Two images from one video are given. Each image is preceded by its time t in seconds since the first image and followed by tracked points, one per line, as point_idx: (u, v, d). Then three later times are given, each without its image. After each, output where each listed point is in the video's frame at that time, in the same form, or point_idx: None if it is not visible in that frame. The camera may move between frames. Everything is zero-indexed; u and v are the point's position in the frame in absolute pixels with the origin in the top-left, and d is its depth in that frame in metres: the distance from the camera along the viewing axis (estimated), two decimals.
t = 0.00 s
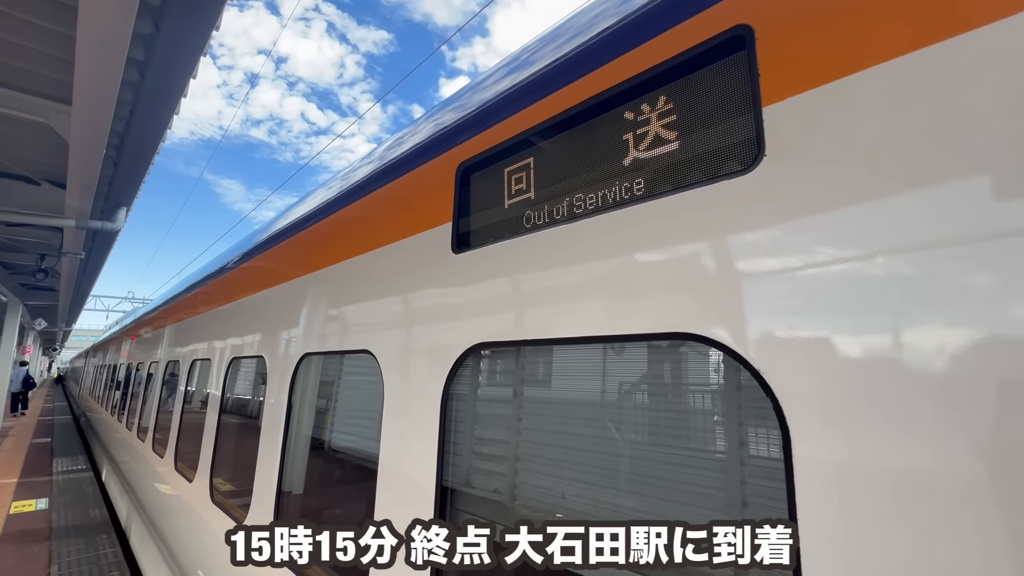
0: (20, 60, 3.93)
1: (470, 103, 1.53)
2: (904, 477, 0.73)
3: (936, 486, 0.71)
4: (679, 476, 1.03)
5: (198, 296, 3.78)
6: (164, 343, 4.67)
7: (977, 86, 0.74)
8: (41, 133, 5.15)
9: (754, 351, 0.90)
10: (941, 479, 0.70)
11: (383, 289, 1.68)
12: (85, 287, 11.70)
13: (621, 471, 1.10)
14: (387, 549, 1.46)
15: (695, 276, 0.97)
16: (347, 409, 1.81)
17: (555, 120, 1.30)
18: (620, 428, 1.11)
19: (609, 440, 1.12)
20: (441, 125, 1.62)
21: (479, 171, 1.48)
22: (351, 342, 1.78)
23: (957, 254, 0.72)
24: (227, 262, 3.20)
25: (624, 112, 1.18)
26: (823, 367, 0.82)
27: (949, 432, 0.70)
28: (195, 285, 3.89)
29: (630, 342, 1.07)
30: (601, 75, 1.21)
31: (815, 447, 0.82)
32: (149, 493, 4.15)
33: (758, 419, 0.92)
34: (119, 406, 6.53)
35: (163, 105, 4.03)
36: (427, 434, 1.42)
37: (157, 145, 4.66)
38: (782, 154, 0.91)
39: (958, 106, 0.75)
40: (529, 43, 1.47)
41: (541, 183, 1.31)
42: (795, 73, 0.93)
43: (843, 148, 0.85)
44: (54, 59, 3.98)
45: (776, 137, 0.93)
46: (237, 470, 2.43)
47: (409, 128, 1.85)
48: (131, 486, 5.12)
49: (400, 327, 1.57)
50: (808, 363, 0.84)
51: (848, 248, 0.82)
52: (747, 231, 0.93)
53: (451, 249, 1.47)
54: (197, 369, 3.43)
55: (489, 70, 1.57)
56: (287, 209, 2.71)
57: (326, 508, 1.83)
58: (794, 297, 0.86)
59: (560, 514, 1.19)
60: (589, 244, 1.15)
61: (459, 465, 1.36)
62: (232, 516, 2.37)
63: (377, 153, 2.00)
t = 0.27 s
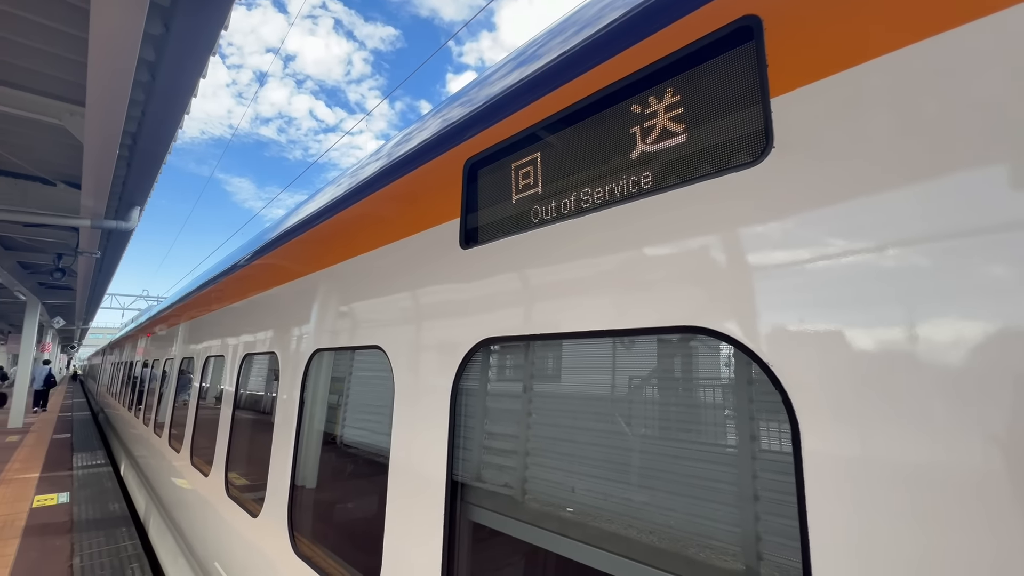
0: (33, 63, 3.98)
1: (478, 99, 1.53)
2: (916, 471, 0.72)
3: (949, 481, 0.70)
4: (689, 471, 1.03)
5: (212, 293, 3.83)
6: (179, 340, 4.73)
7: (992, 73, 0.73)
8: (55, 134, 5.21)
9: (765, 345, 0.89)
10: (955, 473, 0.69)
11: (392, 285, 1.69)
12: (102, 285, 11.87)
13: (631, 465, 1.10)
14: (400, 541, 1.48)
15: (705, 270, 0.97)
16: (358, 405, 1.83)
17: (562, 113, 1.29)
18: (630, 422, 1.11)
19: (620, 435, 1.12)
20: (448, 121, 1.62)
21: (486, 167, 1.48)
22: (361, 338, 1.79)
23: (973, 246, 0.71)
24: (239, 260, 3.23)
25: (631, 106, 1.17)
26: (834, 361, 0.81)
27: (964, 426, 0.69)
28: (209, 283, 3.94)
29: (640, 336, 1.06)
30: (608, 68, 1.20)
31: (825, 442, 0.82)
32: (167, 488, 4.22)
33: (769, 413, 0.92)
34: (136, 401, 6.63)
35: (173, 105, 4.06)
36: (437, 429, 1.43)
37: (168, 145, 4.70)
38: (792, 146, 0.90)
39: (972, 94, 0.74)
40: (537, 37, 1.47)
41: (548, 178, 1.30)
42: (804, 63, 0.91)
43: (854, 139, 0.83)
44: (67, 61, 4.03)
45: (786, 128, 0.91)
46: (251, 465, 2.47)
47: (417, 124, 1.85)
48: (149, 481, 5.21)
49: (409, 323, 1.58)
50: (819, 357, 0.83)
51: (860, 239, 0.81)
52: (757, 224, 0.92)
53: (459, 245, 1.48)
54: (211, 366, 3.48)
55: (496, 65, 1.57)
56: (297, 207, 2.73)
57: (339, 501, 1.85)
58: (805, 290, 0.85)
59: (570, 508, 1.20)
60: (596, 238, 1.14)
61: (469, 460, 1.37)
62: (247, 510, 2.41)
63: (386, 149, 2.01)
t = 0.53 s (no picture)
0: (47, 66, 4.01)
1: (486, 92, 1.53)
2: (933, 465, 0.71)
3: (966, 475, 0.69)
4: (700, 464, 1.02)
5: (225, 290, 3.87)
6: (194, 336, 4.80)
7: (1012, 58, 0.71)
8: (71, 136, 5.27)
9: (779, 339, 0.88)
10: (973, 467, 0.68)
11: (403, 280, 1.70)
12: (118, 283, 12.05)
13: (642, 459, 1.10)
14: (413, 533, 1.49)
15: (717, 262, 0.96)
16: (369, 399, 1.85)
17: (570, 106, 1.28)
18: (641, 416, 1.11)
19: (630, 429, 1.12)
20: (457, 116, 1.62)
21: (494, 161, 1.48)
22: (373, 333, 1.81)
23: (993, 236, 0.69)
24: (252, 257, 3.27)
25: (639, 98, 1.16)
26: (848, 354, 0.80)
27: (979, 419, 0.68)
28: (222, 279, 3.99)
29: (650, 329, 1.06)
30: (616, 60, 1.19)
31: (837, 436, 0.81)
32: (184, 481, 4.30)
33: (781, 407, 0.91)
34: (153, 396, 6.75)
35: (184, 106, 4.08)
36: (447, 423, 1.44)
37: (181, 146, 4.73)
38: (803, 136, 0.89)
39: (991, 79, 0.72)
40: (544, 29, 1.46)
41: (556, 171, 1.30)
42: (815, 52, 0.90)
43: (869, 128, 0.82)
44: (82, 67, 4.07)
45: (799, 117, 0.90)
46: (266, 458, 2.51)
47: (425, 118, 1.85)
48: (167, 474, 5.31)
49: (420, 318, 1.59)
50: (833, 350, 0.82)
51: (875, 230, 0.79)
52: (770, 215, 0.91)
53: (468, 239, 1.48)
54: (226, 361, 3.52)
55: (504, 58, 1.56)
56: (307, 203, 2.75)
57: (352, 495, 1.88)
58: (819, 282, 0.84)
59: (581, 502, 1.20)
60: (606, 231, 1.14)
61: (479, 453, 1.38)
62: (262, 502, 2.45)
63: (394, 145, 2.01)
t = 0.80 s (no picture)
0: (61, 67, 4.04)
1: (494, 85, 1.52)
2: (950, 458, 0.70)
3: (984, 469, 0.67)
4: (712, 457, 1.02)
5: (239, 286, 3.92)
6: (209, 331, 4.87)
7: None
8: (87, 135, 5.33)
9: (791, 331, 0.87)
10: (991, 461, 0.67)
11: (413, 275, 1.70)
12: (135, 279, 12.22)
13: (653, 452, 1.10)
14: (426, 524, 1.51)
15: (729, 254, 0.95)
16: (381, 393, 1.87)
17: (578, 99, 1.27)
18: (652, 409, 1.11)
19: (641, 422, 1.12)
20: (465, 109, 1.62)
21: (502, 155, 1.48)
22: (383, 327, 1.82)
23: (1012, 225, 0.67)
24: (264, 253, 3.30)
25: (646, 90, 1.15)
26: (860, 348, 0.79)
27: (994, 413, 0.67)
28: (236, 275, 4.04)
29: (661, 322, 1.06)
30: (623, 52, 1.18)
31: (849, 430, 0.80)
32: (202, 473, 4.38)
33: (794, 401, 0.90)
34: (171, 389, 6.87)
35: (196, 106, 4.10)
36: (457, 415, 1.45)
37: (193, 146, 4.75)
38: (816, 126, 0.87)
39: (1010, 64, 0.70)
40: (553, 20, 1.45)
41: (564, 164, 1.29)
42: (824, 41, 0.88)
43: (883, 117, 0.80)
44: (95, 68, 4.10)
45: (812, 106, 0.88)
46: (281, 451, 2.55)
47: (434, 113, 1.85)
48: (185, 466, 5.41)
49: (431, 312, 1.60)
50: (845, 344, 0.81)
51: (891, 220, 0.78)
52: (784, 206, 0.89)
53: (477, 233, 1.48)
54: (240, 355, 3.57)
55: (512, 51, 1.55)
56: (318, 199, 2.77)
57: (364, 487, 1.90)
58: (833, 274, 0.83)
59: (591, 494, 1.20)
60: (616, 224, 1.13)
61: (488, 446, 1.39)
62: (278, 494, 2.49)
63: (403, 139, 2.02)
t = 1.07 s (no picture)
0: (76, 66, 4.07)
1: (504, 77, 1.52)
2: (967, 454, 0.69)
3: (1000, 464, 0.66)
4: (723, 450, 1.02)
5: (252, 281, 3.97)
6: (223, 326, 4.94)
7: None
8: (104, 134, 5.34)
9: (803, 324, 0.86)
10: (1009, 456, 0.65)
11: (423, 269, 1.71)
12: (152, 275, 12.37)
13: (663, 444, 1.10)
14: (438, 515, 1.52)
15: (740, 247, 0.94)
16: (392, 386, 1.89)
17: (586, 92, 1.27)
18: (662, 403, 1.10)
19: (652, 415, 1.12)
20: (474, 102, 1.62)
21: (510, 149, 1.47)
22: (394, 321, 1.84)
23: None
24: (277, 248, 3.34)
25: (653, 82, 1.14)
26: (873, 342, 0.78)
27: (1009, 407, 0.66)
28: (249, 269, 4.09)
29: (673, 315, 1.05)
30: (632, 44, 1.17)
31: (861, 425, 0.79)
32: (218, 465, 4.45)
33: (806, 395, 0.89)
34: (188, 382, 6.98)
35: (208, 104, 4.11)
36: (467, 408, 1.46)
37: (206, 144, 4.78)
38: (829, 115, 0.86)
39: None
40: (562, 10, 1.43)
41: (571, 158, 1.29)
42: (834, 29, 0.87)
43: (899, 106, 0.79)
44: (109, 67, 4.12)
45: (826, 95, 0.87)
46: (295, 443, 2.59)
47: (443, 106, 1.86)
48: (202, 458, 5.51)
49: (441, 306, 1.61)
50: (858, 338, 0.79)
51: (907, 211, 0.76)
52: (798, 197, 0.88)
53: (485, 227, 1.49)
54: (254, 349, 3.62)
55: (521, 43, 1.54)
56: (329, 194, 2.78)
57: (377, 478, 1.93)
58: (848, 266, 0.81)
59: (601, 487, 1.21)
60: (626, 216, 1.13)
61: (497, 439, 1.41)
62: (292, 485, 2.53)
63: (412, 133, 2.03)
